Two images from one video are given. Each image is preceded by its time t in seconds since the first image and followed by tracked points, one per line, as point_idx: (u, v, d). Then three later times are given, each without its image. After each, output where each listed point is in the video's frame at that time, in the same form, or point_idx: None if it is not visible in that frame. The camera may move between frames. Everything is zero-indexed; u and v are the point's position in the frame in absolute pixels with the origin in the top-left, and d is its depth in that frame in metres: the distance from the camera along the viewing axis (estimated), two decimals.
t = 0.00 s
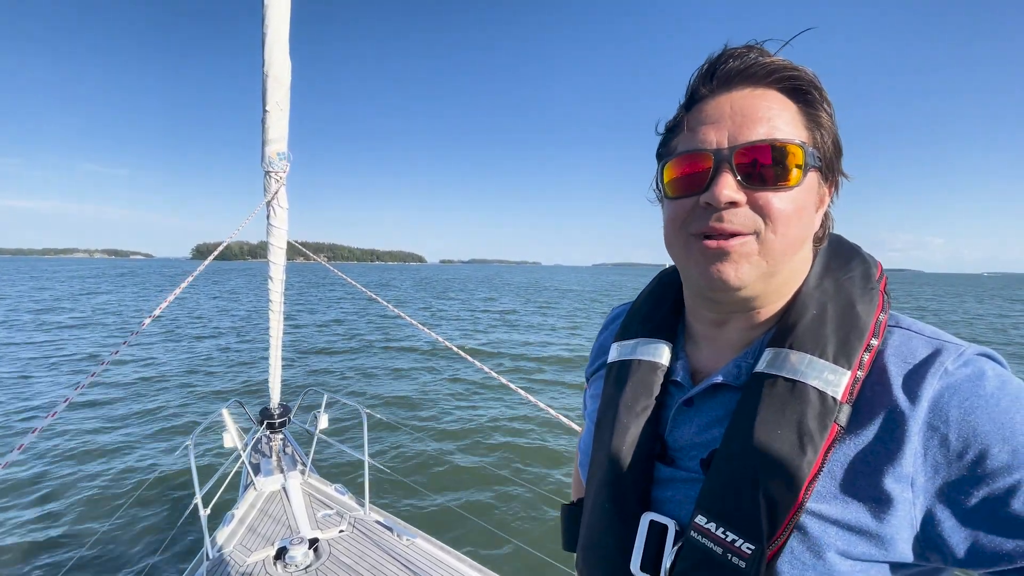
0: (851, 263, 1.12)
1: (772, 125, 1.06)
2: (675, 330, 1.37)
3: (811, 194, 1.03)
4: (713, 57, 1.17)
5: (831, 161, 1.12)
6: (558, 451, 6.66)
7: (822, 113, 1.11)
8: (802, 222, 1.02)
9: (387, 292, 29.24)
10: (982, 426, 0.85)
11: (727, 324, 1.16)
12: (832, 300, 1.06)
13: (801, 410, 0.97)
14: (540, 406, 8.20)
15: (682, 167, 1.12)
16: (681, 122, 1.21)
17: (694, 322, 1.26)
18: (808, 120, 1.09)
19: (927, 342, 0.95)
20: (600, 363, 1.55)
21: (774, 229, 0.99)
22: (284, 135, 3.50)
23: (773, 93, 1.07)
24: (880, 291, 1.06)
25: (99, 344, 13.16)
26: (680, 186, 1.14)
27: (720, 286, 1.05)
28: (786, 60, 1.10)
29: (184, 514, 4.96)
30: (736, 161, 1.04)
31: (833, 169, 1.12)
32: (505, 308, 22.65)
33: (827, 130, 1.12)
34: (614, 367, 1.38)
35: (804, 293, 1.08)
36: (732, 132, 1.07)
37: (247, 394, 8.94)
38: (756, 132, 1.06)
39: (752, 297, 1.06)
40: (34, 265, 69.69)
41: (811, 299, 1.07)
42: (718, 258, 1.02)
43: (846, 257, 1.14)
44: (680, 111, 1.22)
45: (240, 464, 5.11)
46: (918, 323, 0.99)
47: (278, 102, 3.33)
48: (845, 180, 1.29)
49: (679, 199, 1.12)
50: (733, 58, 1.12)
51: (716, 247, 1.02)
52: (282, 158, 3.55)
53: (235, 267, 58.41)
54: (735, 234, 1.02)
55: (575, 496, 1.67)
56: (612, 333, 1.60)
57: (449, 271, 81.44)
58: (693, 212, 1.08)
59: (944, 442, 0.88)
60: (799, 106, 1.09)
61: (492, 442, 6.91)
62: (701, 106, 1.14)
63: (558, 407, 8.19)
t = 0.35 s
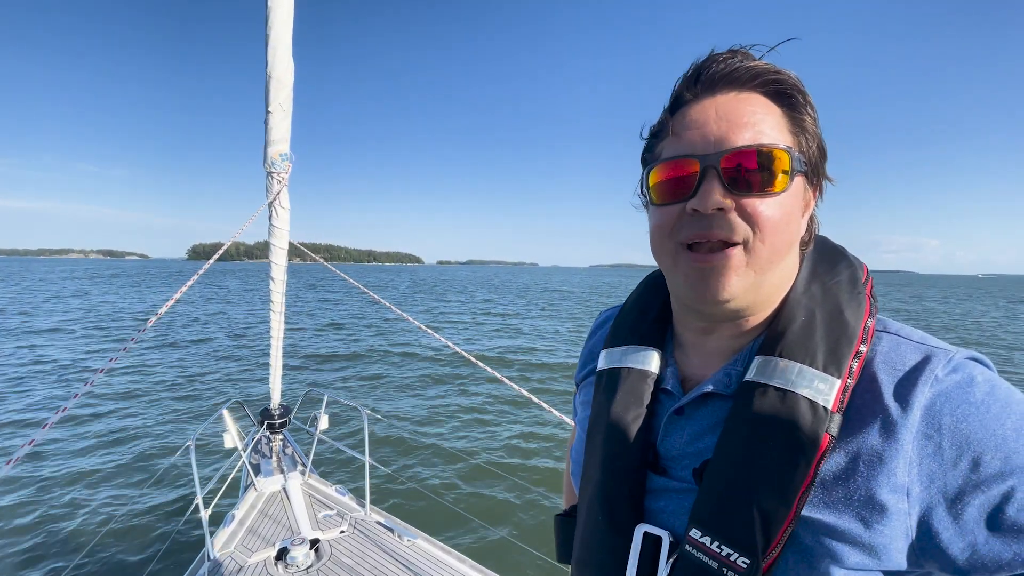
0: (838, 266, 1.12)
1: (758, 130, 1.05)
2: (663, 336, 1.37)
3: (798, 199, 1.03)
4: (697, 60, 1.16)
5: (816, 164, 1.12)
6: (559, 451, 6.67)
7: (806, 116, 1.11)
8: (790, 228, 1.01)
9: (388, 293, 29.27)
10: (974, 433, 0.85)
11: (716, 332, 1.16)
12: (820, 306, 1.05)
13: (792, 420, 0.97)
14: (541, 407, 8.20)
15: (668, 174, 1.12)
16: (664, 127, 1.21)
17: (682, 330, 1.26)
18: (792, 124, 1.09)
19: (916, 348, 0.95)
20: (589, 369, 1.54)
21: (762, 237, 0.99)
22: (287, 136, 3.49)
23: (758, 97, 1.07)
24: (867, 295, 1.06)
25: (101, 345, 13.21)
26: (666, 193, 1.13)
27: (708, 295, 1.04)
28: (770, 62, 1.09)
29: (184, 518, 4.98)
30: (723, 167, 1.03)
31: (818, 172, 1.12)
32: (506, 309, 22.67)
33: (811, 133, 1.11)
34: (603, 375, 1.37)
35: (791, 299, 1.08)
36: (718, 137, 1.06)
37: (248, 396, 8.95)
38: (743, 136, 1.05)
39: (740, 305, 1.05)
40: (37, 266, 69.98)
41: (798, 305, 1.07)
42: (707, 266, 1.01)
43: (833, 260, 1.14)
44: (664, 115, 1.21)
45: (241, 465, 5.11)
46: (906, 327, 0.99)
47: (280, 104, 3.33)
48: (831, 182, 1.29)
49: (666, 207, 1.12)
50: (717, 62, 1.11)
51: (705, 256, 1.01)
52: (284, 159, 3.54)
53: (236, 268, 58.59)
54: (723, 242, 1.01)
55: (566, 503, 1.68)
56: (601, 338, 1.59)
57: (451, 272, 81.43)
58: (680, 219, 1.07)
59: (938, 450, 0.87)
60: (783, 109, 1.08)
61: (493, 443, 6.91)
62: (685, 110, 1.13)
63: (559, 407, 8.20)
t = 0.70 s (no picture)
0: (831, 268, 1.13)
1: (774, 132, 1.06)
2: (660, 340, 1.36)
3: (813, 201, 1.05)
4: (704, 62, 1.16)
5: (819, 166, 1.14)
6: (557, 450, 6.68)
7: (809, 120, 1.13)
8: (807, 230, 1.02)
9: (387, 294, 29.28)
10: (974, 435, 0.85)
11: (718, 336, 1.15)
12: (818, 309, 1.06)
13: (797, 426, 0.97)
14: (540, 407, 8.21)
15: (685, 175, 1.10)
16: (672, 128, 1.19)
17: (683, 334, 1.26)
18: (799, 127, 1.11)
19: (913, 350, 0.95)
20: (583, 375, 1.54)
21: (786, 239, 0.99)
22: (288, 135, 3.50)
23: (770, 100, 1.08)
24: (862, 297, 1.07)
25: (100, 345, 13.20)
26: (681, 194, 1.11)
27: (729, 296, 1.04)
28: (777, 67, 1.11)
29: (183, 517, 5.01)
30: (745, 169, 1.03)
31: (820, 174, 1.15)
32: (505, 309, 22.70)
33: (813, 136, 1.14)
34: (599, 382, 1.36)
35: (789, 302, 1.08)
36: (737, 139, 1.06)
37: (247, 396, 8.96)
38: (760, 139, 1.05)
39: (757, 306, 1.06)
40: (37, 265, 69.94)
41: (797, 308, 1.07)
42: (731, 268, 1.01)
43: (827, 261, 1.15)
44: (670, 116, 1.20)
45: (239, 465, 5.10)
46: (902, 330, 0.99)
47: (281, 104, 3.34)
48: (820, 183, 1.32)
49: (682, 209, 1.10)
50: (727, 64, 1.12)
51: (729, 258, 1.01)
52: (284, 159, 3.55)
53: (236, 268, 58.55)
54: (746, 244, 1.00)
55: (561, 510, 1.67)
56: (594, 344, 1.59)
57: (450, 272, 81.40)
58: (700, 222, 1.06)
59: (940, 452, 0.87)
60: (791, 113, 1.10)
61: (492, 442, 6.93)
62: (698, 112, 1.12)
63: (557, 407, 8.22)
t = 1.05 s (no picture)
0: (869, 270, 1.09)
1: (819, 129, 1.03)
2: (688, 335, 1.34)
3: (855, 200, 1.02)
4: (751, 55, 1.13)
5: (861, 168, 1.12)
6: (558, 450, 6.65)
7: (855, 119, 1.11)
8: (848, 229, 1.00)
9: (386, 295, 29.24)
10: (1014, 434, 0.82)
11: (751, 331, 1.13)
12: (855, 307, 1.03)
13: (829, 419, 0.94)
14: (540, 407, 8.19)
15: (726, 167, 1.07)
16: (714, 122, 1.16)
17: (713, 328, 1.23)
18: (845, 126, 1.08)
19: (950, 351, 0.93)
20: (607, 365, 1.52)
21: (828, 235, 0.97)
22: (287, 135, 3.47)
23: (817, 97, 1.06)
24: (899, 299, 1.04)
25: (97, 346, 13.12)
26: (722, 186, 1.08)
27: (767, 292, 1.01)
28: (825, 64, 1.09)
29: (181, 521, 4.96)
30: (788, 164, 1.00)
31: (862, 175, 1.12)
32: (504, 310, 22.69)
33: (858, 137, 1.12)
34: (624, 372, 1.34)
35: (825, 300, 1.05)
36: (782, 134, 1.03)
37: (245, 397, 8.91)
38: (806, 135, 1.03)
39: (795, 303, 1.03)
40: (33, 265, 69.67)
41: (833, 306, 1.04)
42: (772, 263, 0.98)
43: (863, 263, 1.12)
44: (713, 109, 1.17)
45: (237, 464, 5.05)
46: (940, 331, 0.97)
47: (280, 104, 3.31)
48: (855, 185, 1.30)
49: (722, 202, 1.07)
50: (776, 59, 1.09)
51: (770, 252, 0.98)
52: (284, 158, 3.52)
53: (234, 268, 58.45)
54: (788, 239, 0.98)
55: (578, 499, 1.65)
56: (618, 336, 1.56)
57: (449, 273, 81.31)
58: (741, 215, 1.03)
59: (976, 451, 0.84)
60: (838, 110, 1.08)
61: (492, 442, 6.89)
62: (743, 104, 1.09)
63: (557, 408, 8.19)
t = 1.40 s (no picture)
0: (915, 277, 1.05)
1: (863, 135, 0.99)
2: (722, 337, 1.31)
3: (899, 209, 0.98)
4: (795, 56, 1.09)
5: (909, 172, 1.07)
6: (557, 450, 6.65)
7: (904, 122, 1.06)
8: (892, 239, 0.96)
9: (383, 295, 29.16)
10: None
11: (789, 338, 1.10)
12: (898, 318, 0.99)
13: (866, 432, 0.91)
14: (539, 408, 8.16)
15: (761, 175, 1.05)
16: (751, 126, 1.13)
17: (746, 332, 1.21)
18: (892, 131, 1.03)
19: (999, 364, 0.89)
20: (638, 364, 1.49)
21: (869, 247, 0.93)
22: (285, 134, 3.43)
23: (863, 101, 1.01)
24: (946, 308, 1.00)
25: (91, 346, 13.03)
26: (757, 194, 1.06)
27: (801, 303, 0.98)
28: (873, 65, 1.04)
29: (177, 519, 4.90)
30: (828, 171, 0.97)
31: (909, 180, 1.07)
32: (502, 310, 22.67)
33: (906, 140, 1.07)
34: (655, 373, 1.32)
35: (867, 310, 1.01)
36: (821, 141, 1.00)
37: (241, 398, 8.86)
38: (846, 142, 0.99)
39: (830, 314, 1.00)
40: (27, 264, 69.28)
41: (875, 316, 1.00)
42: (807, 274, 0.95)
43: (909, 270, 1.08)
44: (751, 112, 1.14)
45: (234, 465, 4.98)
46: (988, 343, 0.93)
47: (278, 103, 3.26)
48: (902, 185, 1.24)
49: (756, 210, 1.05)
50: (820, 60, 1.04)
51: (805, 263, 0.95)
52: (282, 158, 3.48)
53: (230, 268, 58.31)
54: (825, 250, 0.95)
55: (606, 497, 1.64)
56: (650, 334, 1.53)
57: (447, 273, 81.17)
58: (776, 224, 1.01)
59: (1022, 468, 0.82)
60: (884, 114, 1.03)
61: (492, 443, 6.87)
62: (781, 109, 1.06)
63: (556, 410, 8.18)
